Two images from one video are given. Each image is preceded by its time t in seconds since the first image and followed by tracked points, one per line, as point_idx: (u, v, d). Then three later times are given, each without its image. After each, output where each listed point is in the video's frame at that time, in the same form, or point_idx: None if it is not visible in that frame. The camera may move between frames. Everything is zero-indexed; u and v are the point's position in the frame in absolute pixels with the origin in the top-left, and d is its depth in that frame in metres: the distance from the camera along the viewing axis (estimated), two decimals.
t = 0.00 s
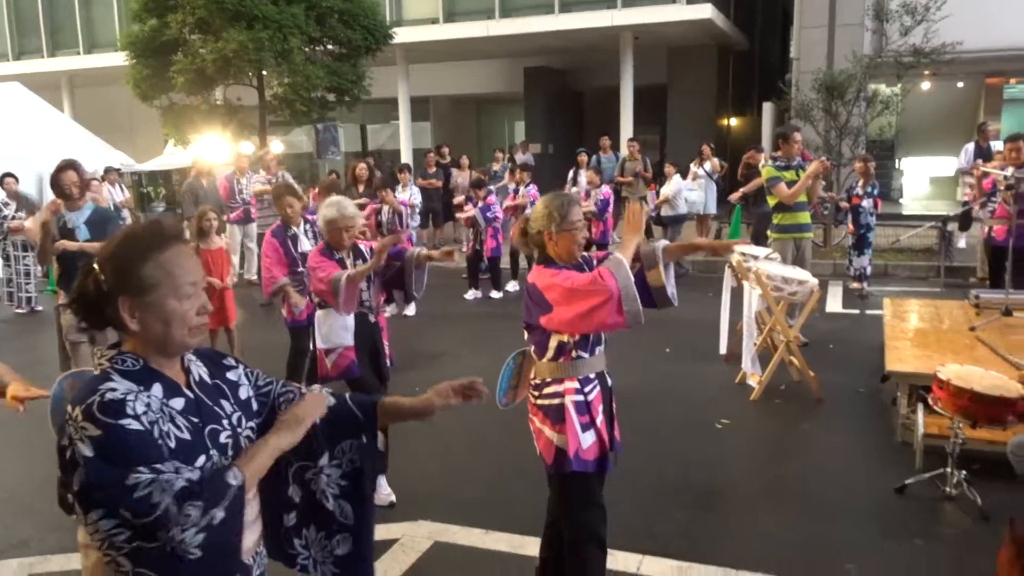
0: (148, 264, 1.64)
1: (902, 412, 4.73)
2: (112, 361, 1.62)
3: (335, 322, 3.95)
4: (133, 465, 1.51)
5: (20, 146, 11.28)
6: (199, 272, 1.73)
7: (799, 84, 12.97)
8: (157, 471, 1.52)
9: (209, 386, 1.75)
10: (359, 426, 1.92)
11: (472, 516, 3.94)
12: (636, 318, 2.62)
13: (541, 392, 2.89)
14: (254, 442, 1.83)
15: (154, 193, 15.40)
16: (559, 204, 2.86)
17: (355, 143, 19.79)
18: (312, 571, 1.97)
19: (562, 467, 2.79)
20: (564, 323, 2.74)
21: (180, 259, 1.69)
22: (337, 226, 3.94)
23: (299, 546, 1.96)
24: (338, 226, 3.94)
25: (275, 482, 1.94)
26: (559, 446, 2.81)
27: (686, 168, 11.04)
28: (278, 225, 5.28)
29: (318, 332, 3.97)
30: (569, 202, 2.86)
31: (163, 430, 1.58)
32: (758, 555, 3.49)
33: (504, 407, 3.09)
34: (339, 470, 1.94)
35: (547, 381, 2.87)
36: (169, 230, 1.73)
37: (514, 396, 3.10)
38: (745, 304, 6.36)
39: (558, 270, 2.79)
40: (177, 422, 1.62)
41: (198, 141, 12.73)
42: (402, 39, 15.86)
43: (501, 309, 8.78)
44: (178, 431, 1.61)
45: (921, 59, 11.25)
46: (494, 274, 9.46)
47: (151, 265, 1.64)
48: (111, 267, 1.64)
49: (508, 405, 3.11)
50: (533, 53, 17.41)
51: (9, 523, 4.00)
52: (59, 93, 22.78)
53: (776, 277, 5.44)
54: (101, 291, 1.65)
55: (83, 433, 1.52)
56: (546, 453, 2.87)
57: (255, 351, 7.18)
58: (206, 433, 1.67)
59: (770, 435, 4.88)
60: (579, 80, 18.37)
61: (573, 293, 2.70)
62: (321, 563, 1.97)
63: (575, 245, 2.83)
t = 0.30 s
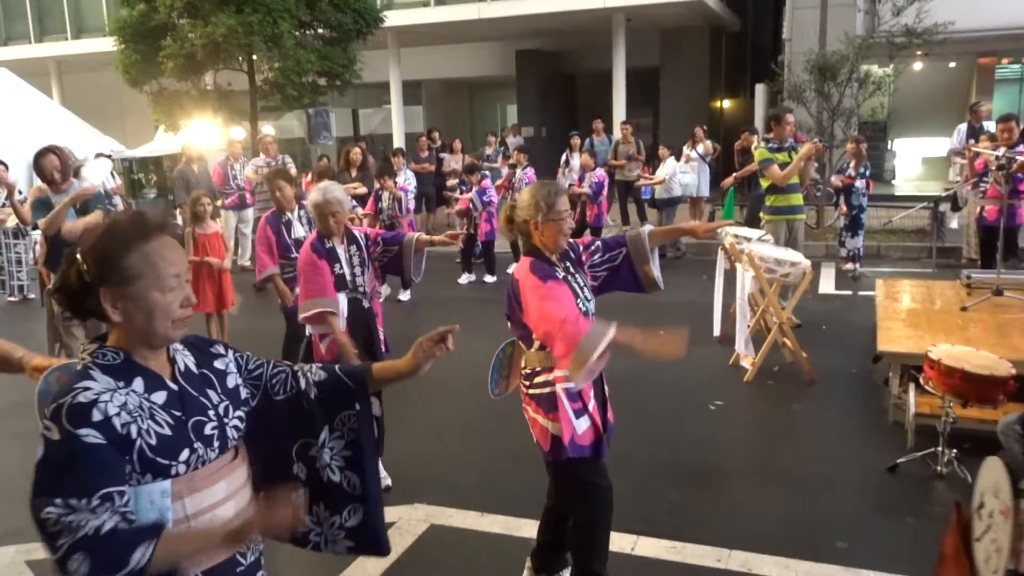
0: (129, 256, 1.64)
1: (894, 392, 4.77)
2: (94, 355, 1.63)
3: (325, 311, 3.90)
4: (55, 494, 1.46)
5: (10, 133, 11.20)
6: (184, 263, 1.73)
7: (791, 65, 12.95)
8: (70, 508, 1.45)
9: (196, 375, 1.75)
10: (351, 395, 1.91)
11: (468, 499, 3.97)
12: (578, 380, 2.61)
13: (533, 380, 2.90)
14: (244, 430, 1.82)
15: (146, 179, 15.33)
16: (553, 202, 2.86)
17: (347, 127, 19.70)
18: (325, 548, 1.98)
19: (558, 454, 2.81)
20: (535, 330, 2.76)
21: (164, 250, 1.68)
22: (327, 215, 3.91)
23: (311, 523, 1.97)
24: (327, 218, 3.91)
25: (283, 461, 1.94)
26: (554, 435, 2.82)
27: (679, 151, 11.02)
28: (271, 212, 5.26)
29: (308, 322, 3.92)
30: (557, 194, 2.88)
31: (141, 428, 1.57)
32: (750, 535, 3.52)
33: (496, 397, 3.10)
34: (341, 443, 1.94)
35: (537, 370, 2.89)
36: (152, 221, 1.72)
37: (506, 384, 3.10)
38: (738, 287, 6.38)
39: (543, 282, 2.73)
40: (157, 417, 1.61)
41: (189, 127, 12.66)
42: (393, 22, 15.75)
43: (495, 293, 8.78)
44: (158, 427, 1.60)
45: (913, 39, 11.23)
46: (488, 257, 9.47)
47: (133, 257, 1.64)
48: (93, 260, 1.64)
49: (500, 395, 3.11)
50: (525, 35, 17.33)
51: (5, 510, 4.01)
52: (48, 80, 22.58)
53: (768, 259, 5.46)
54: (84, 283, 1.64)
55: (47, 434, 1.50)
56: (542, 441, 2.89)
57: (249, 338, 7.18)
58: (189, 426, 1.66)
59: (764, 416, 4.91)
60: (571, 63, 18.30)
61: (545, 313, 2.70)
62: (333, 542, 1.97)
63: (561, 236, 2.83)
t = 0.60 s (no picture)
0: (117, 255, 1.63)
1: (889, 378, 4.77)
2: (81, 352, 1.62)
3: (321, 298, 4.00)
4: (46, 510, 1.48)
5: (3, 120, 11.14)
6: (175, 261, 1.71)
7: (788, 50, 12.91)
8: (69, 526, 1.49)
9: (185, 372, 1.73)
10: (346, 400, 1.92)
11: (464, 485, 3.98)
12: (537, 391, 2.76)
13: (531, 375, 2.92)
14: (233, 426, 1.81)
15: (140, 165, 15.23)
16: (548, 205, 2.82)
17: (343, 113, 19.61)
18: (323, 525, 2.01)
19: (560, 445, 2.83)
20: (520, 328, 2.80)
21: (153, 248, 1.67)
22: (317, 204, 3.93)
23: (306, 505, 2.00)
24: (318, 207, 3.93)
25: (280, 450, 1.97)
26: (553, 426, 2.83)
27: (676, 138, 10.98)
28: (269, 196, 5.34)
29: (305, 307, 4.01)
30: (550, 186, 2.86)
31: (124, 429, 1.57)
32: (745, 520, 3.54)
33: (492, 390, 3.09)
34: (334, 440, 1.95)
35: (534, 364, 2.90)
36: (142, 219, 1.71)
37: (502, 377, 3.10)
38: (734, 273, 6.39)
39: (538, 289, 2.70)
40: (142, 417, 1.60)
41: (184, 113, 12.59)
42: (388, 7, 15.63)
43: (491, 279, 8.77)
44: (142, 427, 1.59)
45: (911, 24, 11.18)
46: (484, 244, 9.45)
47: (121, 256, 1.63)
48: (81, 257, 1.63)
49: (497, 388, 3.12)
50: (521, 20, 17.23)
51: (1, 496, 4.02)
52: (41, 66, 22.44)
53: (764, 246, 5.46)
54: (71, 281, 1.63)
55: (32, 437, 1.51)
56: (543, 433, 2.91)
57: (245, 325, 7.17)
58: (175, 426, 1.64)
59: (759, 401, 4.93)
60: (568, 48, 18.22)
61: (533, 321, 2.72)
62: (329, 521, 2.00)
63: (554, 231, 2.82)
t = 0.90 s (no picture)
0: (109, 241, 1.62)
1: (886, 368, 4.78)
2: (78, 336, 1.62)
3: (314, 285, 4.02)
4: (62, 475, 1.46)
5: None
6: (168, 247, 1.70)
7: (788, 39, 12.85)
8: (87, 484, 1.47)
9: (182, 357, 1.73)
10: (343, 401, 1.93)
11: (462, 473, 3.99)
12: (602, 326, 2.59)
13: (529, 357, 2.91)
14: (230, 413, 1.81)
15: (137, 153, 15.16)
16: (537, 181, 2.83)
17: (341, 101, 19.53)
18: (297, 529, 2.03)
19: (554, 430, 2.84)
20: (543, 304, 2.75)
21: (146, 235, 1.65)
22: (308, 190, 3.93)
23: (286, 506, 2.00)
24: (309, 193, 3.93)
25: (265, 446, 1.95)
26: (548, 411, 2.84)
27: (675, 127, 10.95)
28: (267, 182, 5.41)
29: (300, 294, 4.04)
30: (538, 166, 2.88)
31: (121, 412, 1.56)
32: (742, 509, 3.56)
33: (491, 372, 3.08)
34: (322, 442, 1.95)
35: (534, 347, 2.89)
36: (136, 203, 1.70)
37: (503, 358, 3.10)
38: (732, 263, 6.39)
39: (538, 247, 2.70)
40: (139, 401, 1.60)
41: (181, 100, 12.53)
42: None
43: (488, 268, 8.77)
44: (138, 411, 1.59)
45: (911, 14, 11.14)
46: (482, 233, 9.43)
47: (112, 242, 1.62)
48: (73, 243, 1.62)
49: (496, 370, 3.09)
50: (519, 8, 17.15)
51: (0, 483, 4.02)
52: (36, 51, 22.31)
53: (763, 236, 5.46)
54: (64, 267, 1.63)
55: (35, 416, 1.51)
56: (538, 416, 2.91)
57: (243, 312, 7.17)
58: (171, 411, 1.64)
59: (756, 391, 4.94)
60: (566, 36, 18.14)
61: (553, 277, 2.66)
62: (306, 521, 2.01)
63: (549, 207, 2.83)
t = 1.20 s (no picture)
0: (107, 222, 1.62)
1: (884, 362, 4.79)
2: (80, 317, 1.61)
3: (314, 279, 4.01)
4: (68, 407, 1.46)
5: None
6: (166, 228, 1.70)
7: (790, 31, 12.81)
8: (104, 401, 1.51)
9: (182, 338, 1.74)
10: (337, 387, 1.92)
11: (460, 464, 3.99)
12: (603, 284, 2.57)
13: (529, 347, 2.91)
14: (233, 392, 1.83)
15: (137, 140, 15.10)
16: (540, 170, 2.84)
17: (341, 90, 19.46)
18: (284, 527, 1.98)
19: (555, 420, 2.83)
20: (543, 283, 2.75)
21: (144, 216, 1.66)
22: (308, 182, 3.93)
23: (271, 502, 1.95)
24: (309, 186, 3.94)
25: (247, 442, 1.90)
26: (549, 400, 2.84)
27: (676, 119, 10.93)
28: (265, 171, 5.40)
29: (300, 288, 4.01)
30: (543, 154, 2.86)
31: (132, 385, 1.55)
32: (740, 501, 3.57)
33: (490, 363, 3.09)
34: (314, 430, 1.94)
35: (534, 337, 2.89)
36: (133, 182, 1.70)
37: (502, 349, 3.10)
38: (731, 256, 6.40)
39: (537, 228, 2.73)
40: (147, 377, 1.59)
41: (181, 88, 12.51)
42: None
43: (487, 259, 8.77)
44: (148, 387, 1.58)
45: (914, 7, 11.10)
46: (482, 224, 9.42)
47: (111, 223, 1.62)
48: (73, 224, 1.62)
49: (495, 361, 3.10)
50: None
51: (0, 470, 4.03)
52: (36, 37, 22.25)
53: (763, 229, 5.47)
54: (63, 249, 1.62)
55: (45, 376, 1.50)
56: (537, 407, 2.90)
57: (242, 301, 7.17)
58: (177, 389, 1.65)
59: (755, 384, 4.95)
60: (568, 27, 18.07)
61: (550, 248, 2.68)
62: (293, 517, 1.96)
63: (549, 196, 2.83)
